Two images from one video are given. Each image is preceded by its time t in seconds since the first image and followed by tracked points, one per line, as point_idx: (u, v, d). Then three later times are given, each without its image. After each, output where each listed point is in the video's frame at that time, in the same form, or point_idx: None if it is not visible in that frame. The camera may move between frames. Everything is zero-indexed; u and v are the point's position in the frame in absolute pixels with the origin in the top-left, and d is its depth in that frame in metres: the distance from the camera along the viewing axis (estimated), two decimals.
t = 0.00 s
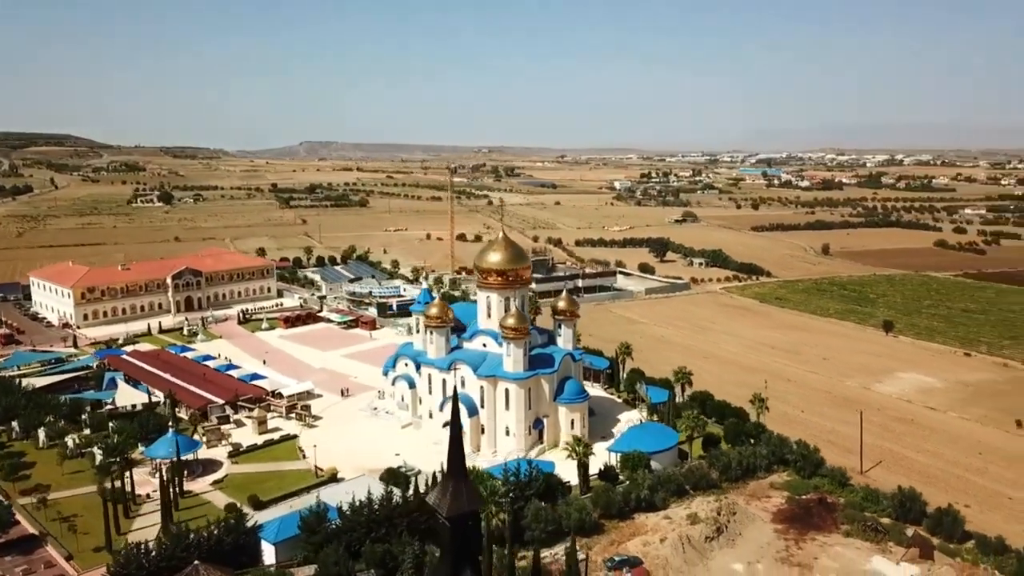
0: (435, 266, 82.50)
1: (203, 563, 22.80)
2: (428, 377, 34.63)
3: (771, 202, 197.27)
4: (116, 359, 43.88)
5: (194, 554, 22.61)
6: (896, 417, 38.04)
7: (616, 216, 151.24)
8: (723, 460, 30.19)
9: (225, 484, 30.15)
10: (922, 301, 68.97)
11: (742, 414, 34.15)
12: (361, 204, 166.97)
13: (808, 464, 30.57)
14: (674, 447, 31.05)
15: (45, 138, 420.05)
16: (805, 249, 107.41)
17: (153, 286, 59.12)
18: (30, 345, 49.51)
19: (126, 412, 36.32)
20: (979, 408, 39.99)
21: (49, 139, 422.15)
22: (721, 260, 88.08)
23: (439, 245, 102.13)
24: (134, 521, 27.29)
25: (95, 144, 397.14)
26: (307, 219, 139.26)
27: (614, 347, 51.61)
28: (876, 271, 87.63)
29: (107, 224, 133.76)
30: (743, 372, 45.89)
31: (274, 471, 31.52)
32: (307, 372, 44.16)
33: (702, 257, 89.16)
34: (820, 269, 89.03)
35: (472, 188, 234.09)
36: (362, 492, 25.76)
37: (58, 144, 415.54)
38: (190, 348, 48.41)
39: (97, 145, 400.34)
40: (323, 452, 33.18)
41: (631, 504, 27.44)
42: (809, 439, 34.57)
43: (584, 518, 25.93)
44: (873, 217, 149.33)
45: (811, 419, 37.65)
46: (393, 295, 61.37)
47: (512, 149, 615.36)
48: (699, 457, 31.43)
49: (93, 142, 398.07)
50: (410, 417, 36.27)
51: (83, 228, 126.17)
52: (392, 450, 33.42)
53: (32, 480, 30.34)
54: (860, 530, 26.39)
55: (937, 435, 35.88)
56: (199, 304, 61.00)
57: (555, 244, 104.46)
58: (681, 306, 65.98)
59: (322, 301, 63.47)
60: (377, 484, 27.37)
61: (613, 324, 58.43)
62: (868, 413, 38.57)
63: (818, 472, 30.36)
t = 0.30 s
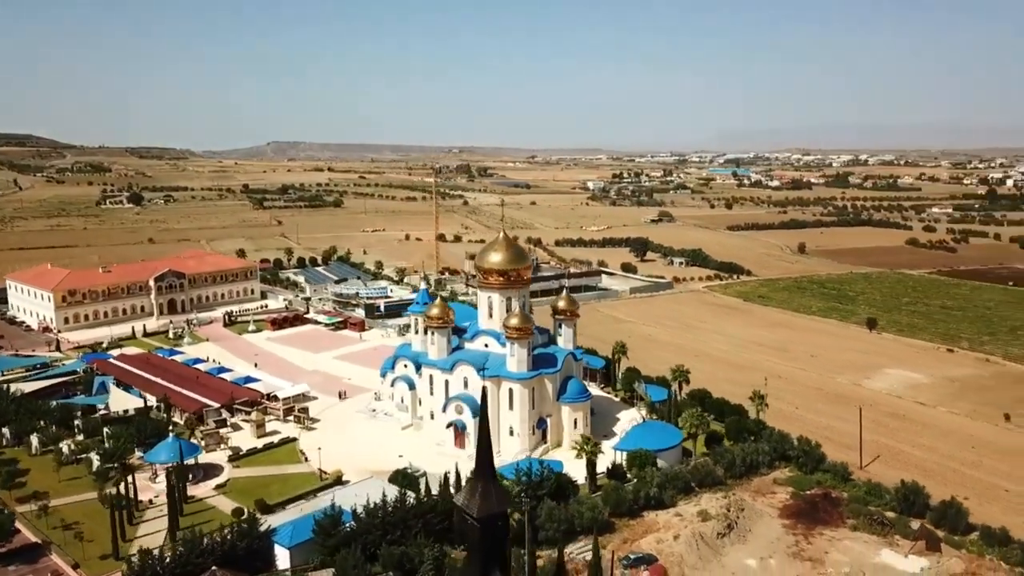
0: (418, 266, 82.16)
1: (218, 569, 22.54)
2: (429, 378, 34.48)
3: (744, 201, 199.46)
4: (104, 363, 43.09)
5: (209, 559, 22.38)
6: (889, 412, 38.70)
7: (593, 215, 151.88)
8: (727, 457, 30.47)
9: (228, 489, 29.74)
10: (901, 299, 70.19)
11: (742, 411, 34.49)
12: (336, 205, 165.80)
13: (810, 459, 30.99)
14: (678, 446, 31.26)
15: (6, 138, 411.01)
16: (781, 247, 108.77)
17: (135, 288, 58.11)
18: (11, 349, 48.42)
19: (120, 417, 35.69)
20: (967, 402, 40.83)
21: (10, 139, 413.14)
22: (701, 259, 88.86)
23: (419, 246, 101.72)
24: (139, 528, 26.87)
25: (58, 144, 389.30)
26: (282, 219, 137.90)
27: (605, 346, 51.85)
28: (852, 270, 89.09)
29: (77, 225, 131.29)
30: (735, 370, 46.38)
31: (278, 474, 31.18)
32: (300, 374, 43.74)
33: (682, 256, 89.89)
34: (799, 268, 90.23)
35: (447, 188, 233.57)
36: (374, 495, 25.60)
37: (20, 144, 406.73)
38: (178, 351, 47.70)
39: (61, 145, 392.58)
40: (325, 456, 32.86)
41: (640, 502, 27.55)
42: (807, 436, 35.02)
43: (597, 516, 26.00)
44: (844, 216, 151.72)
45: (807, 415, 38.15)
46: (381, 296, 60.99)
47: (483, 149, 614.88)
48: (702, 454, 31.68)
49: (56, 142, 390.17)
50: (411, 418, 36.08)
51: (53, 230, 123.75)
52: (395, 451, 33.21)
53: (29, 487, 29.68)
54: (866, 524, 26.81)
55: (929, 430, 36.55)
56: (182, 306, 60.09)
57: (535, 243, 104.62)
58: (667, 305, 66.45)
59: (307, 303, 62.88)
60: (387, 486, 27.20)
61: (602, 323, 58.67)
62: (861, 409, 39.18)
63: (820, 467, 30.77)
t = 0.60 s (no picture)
0: (405, 267, 81.86)
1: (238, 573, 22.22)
2: (435, 378, 34.40)
3: (722, 201, 201.26)
4: (99, 367, 42.44)
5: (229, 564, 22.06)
6: (887, 409, 39.26)
7: (574, 216, 152.37)
8: (736, 455, 30.73)
9: (237, 493, 29.39)
10: (886, 297, 71.20)
11: (746, 409, 34.78)
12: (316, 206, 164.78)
13: (816, 456, 31.34)
14: (687, 444, 31.44)
15: None
16: (763, 247, 109.94)
17: (123, 291, 57.21)
18: None
19: (120, 421, 35.17)
20: (960, 399, 41.55)
21: None
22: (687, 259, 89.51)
23: (404, 246, 101.41)
24: (149, 534, 26.45)
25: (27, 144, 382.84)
26: (262, 220, 136.76)
27: (600, 346, 52.03)
28: (835, 269, 90.26)
29: (52, 226, 129.32)
30: (732, 368, 46.76)
31: (286, 477, 30.87)
32: (299, 377, 43.40)
33: (667, 256, 90.46)
34: (782, 267, 91.24)
35: (426, 188, 233.09)
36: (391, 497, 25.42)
37: None
38: (172, 354, 47.11)
39: (30, 145, 386.16)
40: (332, 458, 32.63)
41: (654, 500, 27.67)
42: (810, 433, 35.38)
43: (614, 515, 26.07)
44: (821, 216, 153.77)
45: (807, 413, 38.57)
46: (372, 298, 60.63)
47: (459, 149, 614.18)
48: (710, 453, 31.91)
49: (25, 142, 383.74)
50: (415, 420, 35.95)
51: (28, 232, 121.75)
52: (403, 453, 33.06)
53: (31, 494, 29.09)
54: (877, 519, 27.15)
55: (928, 426, 37.10)
56: (170, 308, 59.29)
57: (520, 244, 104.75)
58: (657, 304, 66.84)
59: (298, 304, 62.40)
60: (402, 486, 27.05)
61: (594, 323, 58.86)
62: (859, 406, 39.69)
63: (827, 464, 31.12)
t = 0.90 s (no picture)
0: (390, 268, 81.42)
1: None
2: (438, 380, 34.20)
3: (697, 201, 203.01)
4: (89, 371, 41.65)
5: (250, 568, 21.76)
6: (880, 406, 39.87)
7: (553, 216, 152.81)
8: (741, 453, 30.99)
9: (243, 497, 29.02)
10: (867, 295, 72.31)
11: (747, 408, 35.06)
12: (292, 207, 163.27)
13: (819, 453, 31.72)
14: (693, 443, 31.62)
15: None
16: (742, 246, 111.12)
17: (106, 293, 56.17)
18: None
19: (116, 426, 34.60)
20: (951, 394, 42.29)
21: None
22: (669, 259, 90.21)
23: (385, 247, 100.98)
24: (158, 539, 26.05)
25: None
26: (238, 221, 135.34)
27: (593, 346, 52.18)
28: (814, 268, 91.43)
29: (22, 228, 126.85)
30: (725, 366, 47.19)
31: (291, 481, 30.57)
32: (294, 379, 42.96)
33: (650, 256, 91.05)
34: (763, 266, 92.22)
35: (401, 189, 232.25)
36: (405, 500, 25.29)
37: None
38: (162, 357, 46.41)
39: None
40: (336, 461, 32.34)
41: (664, 499, 27.79)
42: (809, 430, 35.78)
43: (626, 514, 26.17)
44: (796, 215, 155.72)
45: (803, 410, 39.04)
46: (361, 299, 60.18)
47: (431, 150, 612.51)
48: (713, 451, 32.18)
49: None
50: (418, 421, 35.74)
51: None
52: (407, 455, 32.86)
53: (30, 502, 28.46)
54: (884, 514, 27.54)
55: (922, 421, 37.75)
56: (155, 311, 58.32)
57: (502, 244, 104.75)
58: (644, 304, 67.27)
59: (285, 306, 61.80)
60: (416, 489, 26.94)
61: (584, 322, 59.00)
62: (853, 403, 40.26)
63: (830, 461, 31.49)
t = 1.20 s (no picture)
0: (373, 268, 80.92)
1: None
2: (442, 381, 34.05)
3: (671, 201, 204.44)
4: (79, 376, 40.84)
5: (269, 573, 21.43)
6: (873, 402, 40.47)
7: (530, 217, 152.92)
8: (745, 451, 31.23)
9: (248, 502, 28.63)
10: (848, 294, 73.34)
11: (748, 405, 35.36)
12: (267, 207, 161.57)
13: (821, 450, 32.11)
14: (697, 442, 31.82)
15: None
16: (720, 246, 112.14)
17: (89, 296, 55.14)
18: None
19: (112, 431, 34.11)
20: (940, 391, 43.02)
21: None
22: (651, 259, 90.78)
23: (366, 247, 100.29)
24: (166, 545, 25.60)
25: None
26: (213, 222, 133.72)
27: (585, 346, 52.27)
28: (794, 267, 92.49)
29: None
30: (717, 365, 47.61)
31: (296, 484, 30.21)
32: (288, 382, 42.51)
33: (632, 256, 91.53)
34: (744, 265, 93.13)
35: (376, 189, 231.03)
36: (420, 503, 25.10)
37: None
38: (151, 361, 45.67)
39: None
40: (340, 464, 32.00)
41: (674, 497, 27.91)
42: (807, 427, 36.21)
43: (638, 513, 26.21)
44: (771, 215, 157.52)
45: (799, 407, 39.48)
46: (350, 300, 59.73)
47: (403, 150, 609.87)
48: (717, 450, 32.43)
49: None
50: (419, 423, 35.53)
51: None
52: (411, 457, 32.62)
53: (29, 509, 27.80)
54: (889, 510, 27.93)
55: (915, 417, 38.38)
56: (138, 313, 57.36)
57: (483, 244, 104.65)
58: (631, 303, 67.60)
59: (271, 308, 61.11)
60: (428, 492, 26.77)
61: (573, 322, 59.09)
62: (847, 400, 40.79)
63: (832, 458, 31.88)
